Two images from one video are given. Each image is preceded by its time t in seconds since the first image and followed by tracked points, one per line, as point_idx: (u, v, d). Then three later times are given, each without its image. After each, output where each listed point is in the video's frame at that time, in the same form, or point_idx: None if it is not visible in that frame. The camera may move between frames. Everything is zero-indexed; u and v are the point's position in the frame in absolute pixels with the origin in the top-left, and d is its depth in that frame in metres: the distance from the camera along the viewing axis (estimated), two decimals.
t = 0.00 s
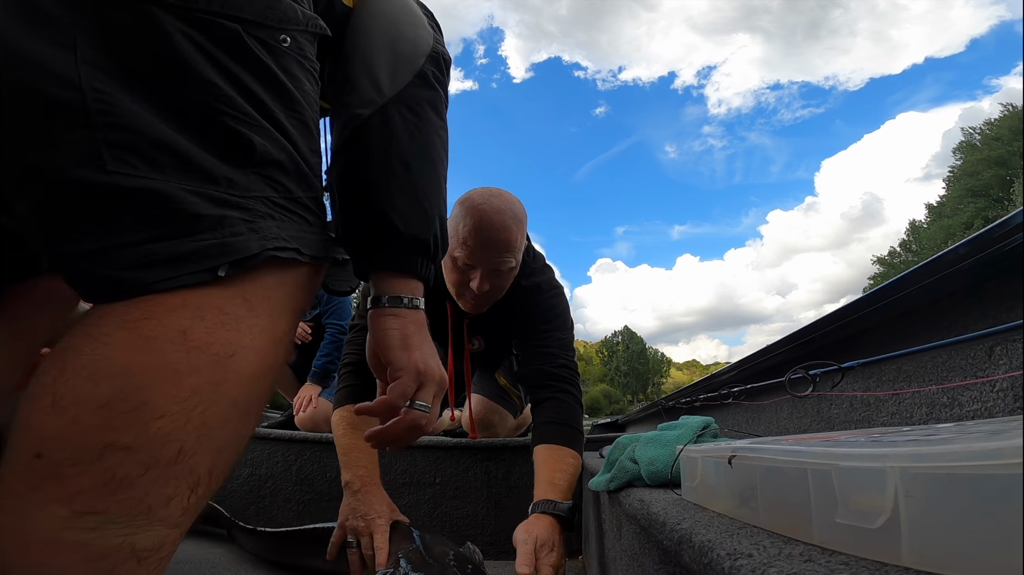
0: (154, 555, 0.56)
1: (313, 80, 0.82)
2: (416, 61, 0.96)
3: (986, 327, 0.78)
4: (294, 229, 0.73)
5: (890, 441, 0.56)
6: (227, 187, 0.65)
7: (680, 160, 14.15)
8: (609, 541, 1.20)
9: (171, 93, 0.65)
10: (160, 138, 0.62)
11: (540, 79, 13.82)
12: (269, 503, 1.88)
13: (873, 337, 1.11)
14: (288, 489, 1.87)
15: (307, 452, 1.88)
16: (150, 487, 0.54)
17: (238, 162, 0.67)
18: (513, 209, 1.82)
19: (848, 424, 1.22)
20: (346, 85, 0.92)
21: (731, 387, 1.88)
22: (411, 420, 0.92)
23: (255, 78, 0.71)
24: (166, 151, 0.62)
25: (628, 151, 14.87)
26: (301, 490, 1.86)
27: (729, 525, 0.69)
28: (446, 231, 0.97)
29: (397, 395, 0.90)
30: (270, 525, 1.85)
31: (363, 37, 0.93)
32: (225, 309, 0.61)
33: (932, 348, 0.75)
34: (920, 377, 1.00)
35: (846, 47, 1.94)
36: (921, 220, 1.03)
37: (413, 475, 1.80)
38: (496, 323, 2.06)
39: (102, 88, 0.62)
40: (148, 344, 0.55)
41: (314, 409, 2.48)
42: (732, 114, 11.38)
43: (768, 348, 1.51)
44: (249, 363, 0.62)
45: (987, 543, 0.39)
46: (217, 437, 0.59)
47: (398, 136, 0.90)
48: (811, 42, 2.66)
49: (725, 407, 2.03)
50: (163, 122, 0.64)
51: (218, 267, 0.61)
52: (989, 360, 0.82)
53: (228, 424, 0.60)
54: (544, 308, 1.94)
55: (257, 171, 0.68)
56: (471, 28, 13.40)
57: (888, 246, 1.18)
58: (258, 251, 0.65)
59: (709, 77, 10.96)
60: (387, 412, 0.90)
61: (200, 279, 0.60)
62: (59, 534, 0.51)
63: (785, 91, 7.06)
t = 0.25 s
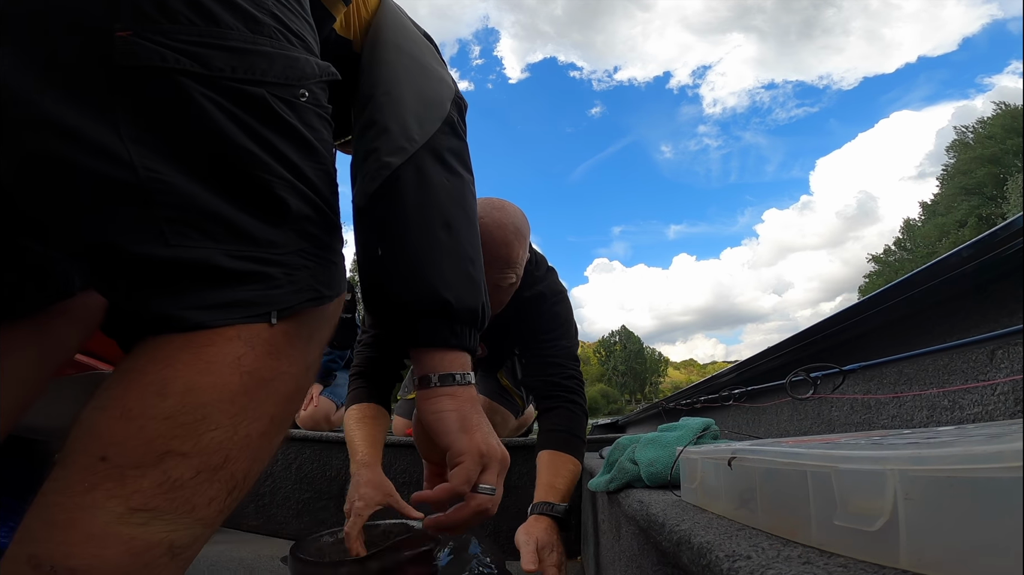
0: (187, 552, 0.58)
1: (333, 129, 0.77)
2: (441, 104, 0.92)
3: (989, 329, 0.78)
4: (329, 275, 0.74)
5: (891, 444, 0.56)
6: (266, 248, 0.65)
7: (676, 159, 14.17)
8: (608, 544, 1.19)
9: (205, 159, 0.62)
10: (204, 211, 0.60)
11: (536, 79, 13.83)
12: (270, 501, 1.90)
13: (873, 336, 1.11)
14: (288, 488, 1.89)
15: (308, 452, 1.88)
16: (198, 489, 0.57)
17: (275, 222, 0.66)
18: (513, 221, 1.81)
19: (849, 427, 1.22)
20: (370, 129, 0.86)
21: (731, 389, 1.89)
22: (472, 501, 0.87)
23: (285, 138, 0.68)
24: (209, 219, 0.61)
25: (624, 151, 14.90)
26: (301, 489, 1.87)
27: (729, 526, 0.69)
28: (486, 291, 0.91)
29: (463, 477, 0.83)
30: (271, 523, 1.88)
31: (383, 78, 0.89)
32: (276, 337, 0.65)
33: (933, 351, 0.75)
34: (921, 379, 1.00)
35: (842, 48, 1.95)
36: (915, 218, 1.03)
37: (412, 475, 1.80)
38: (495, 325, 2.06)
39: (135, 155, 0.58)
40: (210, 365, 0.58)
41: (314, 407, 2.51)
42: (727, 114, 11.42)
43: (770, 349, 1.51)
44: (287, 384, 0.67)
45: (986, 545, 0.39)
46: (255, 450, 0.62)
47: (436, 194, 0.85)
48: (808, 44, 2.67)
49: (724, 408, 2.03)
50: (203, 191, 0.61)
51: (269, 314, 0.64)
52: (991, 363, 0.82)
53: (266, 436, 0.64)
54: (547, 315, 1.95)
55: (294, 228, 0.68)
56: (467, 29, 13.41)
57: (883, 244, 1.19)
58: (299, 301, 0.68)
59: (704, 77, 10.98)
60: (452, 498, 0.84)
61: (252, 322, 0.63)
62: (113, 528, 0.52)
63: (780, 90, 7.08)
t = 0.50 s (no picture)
0: (187, 549, 0.58)
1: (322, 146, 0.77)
2: (439, 133, 0.91)
3: (988, 330, 0.78)
4: (319, 284, 0.75)
5: (891, 444, 0.56)
6: (259, 265, 0.65)
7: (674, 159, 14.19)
8: (609, 543, 1.19)
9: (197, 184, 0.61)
10: (198, 233, 0.60)
11: (533, 79, 13.85)
12: (270, 501, 1.91)
13: (873, 336, 1.11)
14: (287, 488, 1.89)
15: (307, 453, 1.88)
16: (198, 485, 0.57)
17: (268, 239, 0.66)
18: (524, 224, 1.81)
19: (848, 426, 1.23)
20: (365, 163, 0.86)
21: (731, 389, 1.89)
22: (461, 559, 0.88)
23: (276, 158, 0.67)
24: (202, 240, 0.61)
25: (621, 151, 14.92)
26: (301, 489, 1.87)
27: (729, 526, 0.69)
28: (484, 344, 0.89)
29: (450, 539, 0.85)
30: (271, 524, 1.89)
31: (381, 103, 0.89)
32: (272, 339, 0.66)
33: (932, 351, 0.75)
34: (920, 379, 1.01)
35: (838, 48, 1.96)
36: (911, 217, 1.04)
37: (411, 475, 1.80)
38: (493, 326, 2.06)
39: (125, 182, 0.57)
40: (209, 366, 0.59)
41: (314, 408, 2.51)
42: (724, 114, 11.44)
43: (770, 349, 1.52)
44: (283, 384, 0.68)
45: (987, 544, 0.39)
46: (252, 449, 0.63)
47: (432, 240, 0.84)
48: (804, 44, 2.68)
49: (724, 407, 2.04)
50: (196, 215, 0.61)
51: (263, 323, 0.65)
52: (991, 362, 0.82)
53: (264, 434, 0.65)
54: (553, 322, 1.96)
55: (286, 244, 0.68)
56: (464, 29, 13.42)
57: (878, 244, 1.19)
58: (292, 313, 0.68)
59: (701, 77, 11.01)
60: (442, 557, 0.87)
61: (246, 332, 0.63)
62: (115, 524, 0.52)
63: (776, 89, 7.10)
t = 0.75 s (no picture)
0: (170, 548, 0.57)
1: (316, 117, 0.78)
2: (439, 113, 0.91)
3: (986, 327, 0.78)
4: (300, 259, 0.73)
5: (891, 442, 0.56)
6: (240, 227, 0.65)
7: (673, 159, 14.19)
8: (609, 543, 1.19)
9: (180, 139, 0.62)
10: (174, 184, 0.61)
11: (533, 80, 13.85)
12: (269, 503, 1.89)
13: (872, 334, 1.11)
14: (287, 489, 1.88)
15: (307, 453, 1.88)
16: (174, 484, 0.56)
17: (251, 204, 0.67)
18: (552, 229, 1.81)
19: (848, 425, 1.23)
20: (366, 137, 0.87)
21: (730, 388, 1.89)
22: (451, 536, 0.79)
23: (267, 124, 0.69)
24: (183, 194, 0.61)
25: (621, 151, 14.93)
26: (301, 490, 1.87)
27: (729, 525, 0.68)
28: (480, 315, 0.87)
29: (440, 508, 0.77)
30: (270, 524, 1.88)
31: (384, 83, 0.89)
32: (246, 325, 0.64)
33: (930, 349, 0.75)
34: (919, 377, 1.01)
35: (838, 48, 1.96)
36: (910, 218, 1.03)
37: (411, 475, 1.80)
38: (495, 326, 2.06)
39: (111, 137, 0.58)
40: (179, 356, 0.58)
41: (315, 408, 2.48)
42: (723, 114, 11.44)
43: (769, 348, 1.52)
44: (261, 374, 0.66)
45: (986, 543, 0.39)
46: (229, 444, 0.62)
47: (429, 205, 0.83)
48: (803, 45, 2.69)
49: (723, 407, 2.04)
50: (181, 169, 0.62)
51: (240, 297, 0.64)
52: (989, 360, 0.82)
53: (242, 427, 0.64)
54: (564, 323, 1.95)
55: (270, 211, 0.68)
56: (464, 30, 13.43)
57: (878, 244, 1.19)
58: (272, 283, 0.67)
59: (700, 78, 11.02)
60: (428, 532, 0.78)
61: (223, 306, 0.62)
62: (89, 525, 0.51)
63: (775, 91, 7.10)
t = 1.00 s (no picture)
0: (153, 545, 0.57)
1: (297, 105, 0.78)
2: (432, 111, 0.92)
3: (986, 326, 0.78)
4: (278, 242, 0.71)
5: (891, 441, 0.56)
6: (212, 208, 0.64)
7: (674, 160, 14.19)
8: (609, 542, 1.19)
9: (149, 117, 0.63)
10: (142, 160, 0.61)
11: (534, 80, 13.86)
12: (269, 504, 1.85)
13: (872, 334, 1.11)
14: (287, 490, 1.86)
15: (307, 454, 1.88)
16: (149, 478, 0.55)
17: (223, 183, 0.66)
18: (552, 232, 1.79)
19: (848, 425, 1.23)
20: (357, 136, 0.88)
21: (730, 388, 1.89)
22: (438, 547, 0.77)
23: (242, 105, 0.69)
24: (151, 171, 0.62)
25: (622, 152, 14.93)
26: (301, 491, 1.85)
27: (730, 525, 0.69)
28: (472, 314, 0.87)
29: (425, 517, 0.75)
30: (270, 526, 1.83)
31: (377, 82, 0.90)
32: (217, 311, 0.62)
33: (929, 348, 0.75)
34: (918, 376, 1.01)
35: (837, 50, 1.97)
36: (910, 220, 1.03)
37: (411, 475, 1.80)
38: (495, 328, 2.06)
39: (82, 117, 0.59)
40: (145, 344, 0.56)
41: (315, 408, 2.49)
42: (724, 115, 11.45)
43: (769, 348, 1.52)
44: (239, 363, 0.64)
45: (987, 542, 0.39)
46: (206, 436, 0.60)
47: (419, 204, 0.84)
48: (803, 47, 2.70)
49: (723, 407, 2.04)
50: (151, 147, 0.62)
51: (207, 276, 0.62)
52: (988, 359, 0.82)
53: (220, 417, 0.62)
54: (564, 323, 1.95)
55: (244, 192, 0.67)
56: (465, 30, 13.44)
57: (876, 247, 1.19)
58: (245, 264, 0.65)
59: (701, 78, 11.02)
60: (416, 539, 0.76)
61: (188, 287, 0.61)
62: (65, 522, 0.51)
63: (777, 92, 7.11)
